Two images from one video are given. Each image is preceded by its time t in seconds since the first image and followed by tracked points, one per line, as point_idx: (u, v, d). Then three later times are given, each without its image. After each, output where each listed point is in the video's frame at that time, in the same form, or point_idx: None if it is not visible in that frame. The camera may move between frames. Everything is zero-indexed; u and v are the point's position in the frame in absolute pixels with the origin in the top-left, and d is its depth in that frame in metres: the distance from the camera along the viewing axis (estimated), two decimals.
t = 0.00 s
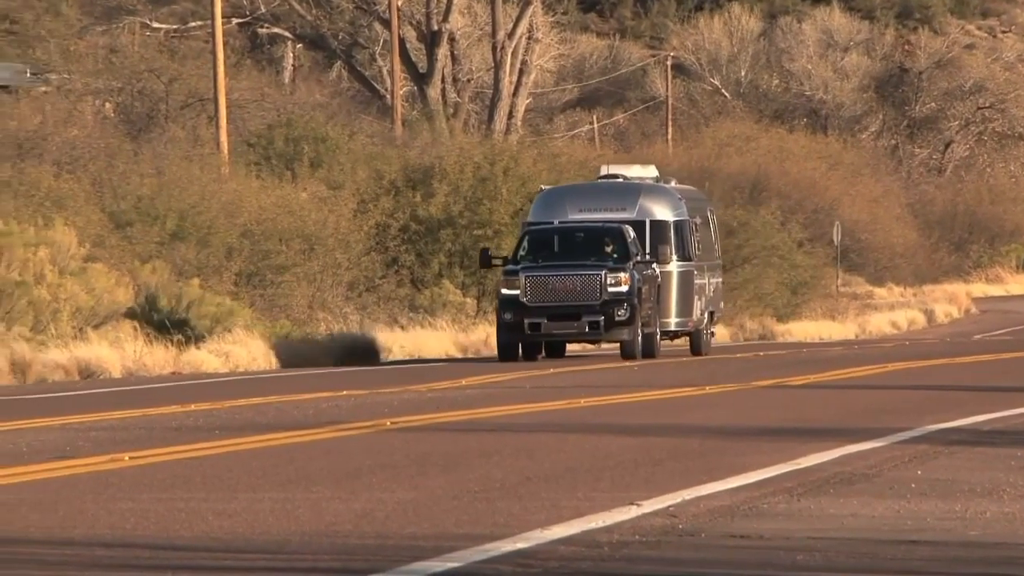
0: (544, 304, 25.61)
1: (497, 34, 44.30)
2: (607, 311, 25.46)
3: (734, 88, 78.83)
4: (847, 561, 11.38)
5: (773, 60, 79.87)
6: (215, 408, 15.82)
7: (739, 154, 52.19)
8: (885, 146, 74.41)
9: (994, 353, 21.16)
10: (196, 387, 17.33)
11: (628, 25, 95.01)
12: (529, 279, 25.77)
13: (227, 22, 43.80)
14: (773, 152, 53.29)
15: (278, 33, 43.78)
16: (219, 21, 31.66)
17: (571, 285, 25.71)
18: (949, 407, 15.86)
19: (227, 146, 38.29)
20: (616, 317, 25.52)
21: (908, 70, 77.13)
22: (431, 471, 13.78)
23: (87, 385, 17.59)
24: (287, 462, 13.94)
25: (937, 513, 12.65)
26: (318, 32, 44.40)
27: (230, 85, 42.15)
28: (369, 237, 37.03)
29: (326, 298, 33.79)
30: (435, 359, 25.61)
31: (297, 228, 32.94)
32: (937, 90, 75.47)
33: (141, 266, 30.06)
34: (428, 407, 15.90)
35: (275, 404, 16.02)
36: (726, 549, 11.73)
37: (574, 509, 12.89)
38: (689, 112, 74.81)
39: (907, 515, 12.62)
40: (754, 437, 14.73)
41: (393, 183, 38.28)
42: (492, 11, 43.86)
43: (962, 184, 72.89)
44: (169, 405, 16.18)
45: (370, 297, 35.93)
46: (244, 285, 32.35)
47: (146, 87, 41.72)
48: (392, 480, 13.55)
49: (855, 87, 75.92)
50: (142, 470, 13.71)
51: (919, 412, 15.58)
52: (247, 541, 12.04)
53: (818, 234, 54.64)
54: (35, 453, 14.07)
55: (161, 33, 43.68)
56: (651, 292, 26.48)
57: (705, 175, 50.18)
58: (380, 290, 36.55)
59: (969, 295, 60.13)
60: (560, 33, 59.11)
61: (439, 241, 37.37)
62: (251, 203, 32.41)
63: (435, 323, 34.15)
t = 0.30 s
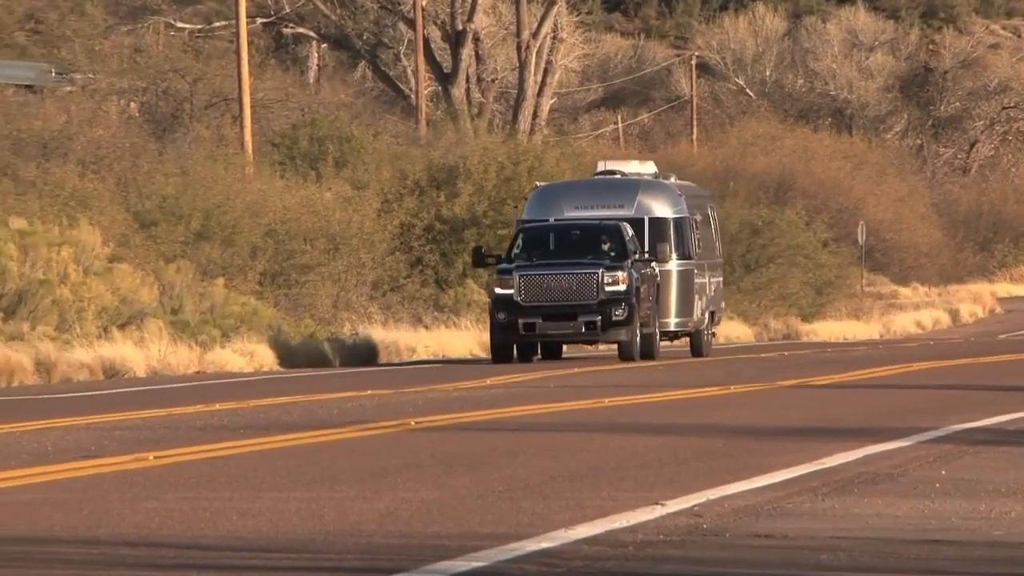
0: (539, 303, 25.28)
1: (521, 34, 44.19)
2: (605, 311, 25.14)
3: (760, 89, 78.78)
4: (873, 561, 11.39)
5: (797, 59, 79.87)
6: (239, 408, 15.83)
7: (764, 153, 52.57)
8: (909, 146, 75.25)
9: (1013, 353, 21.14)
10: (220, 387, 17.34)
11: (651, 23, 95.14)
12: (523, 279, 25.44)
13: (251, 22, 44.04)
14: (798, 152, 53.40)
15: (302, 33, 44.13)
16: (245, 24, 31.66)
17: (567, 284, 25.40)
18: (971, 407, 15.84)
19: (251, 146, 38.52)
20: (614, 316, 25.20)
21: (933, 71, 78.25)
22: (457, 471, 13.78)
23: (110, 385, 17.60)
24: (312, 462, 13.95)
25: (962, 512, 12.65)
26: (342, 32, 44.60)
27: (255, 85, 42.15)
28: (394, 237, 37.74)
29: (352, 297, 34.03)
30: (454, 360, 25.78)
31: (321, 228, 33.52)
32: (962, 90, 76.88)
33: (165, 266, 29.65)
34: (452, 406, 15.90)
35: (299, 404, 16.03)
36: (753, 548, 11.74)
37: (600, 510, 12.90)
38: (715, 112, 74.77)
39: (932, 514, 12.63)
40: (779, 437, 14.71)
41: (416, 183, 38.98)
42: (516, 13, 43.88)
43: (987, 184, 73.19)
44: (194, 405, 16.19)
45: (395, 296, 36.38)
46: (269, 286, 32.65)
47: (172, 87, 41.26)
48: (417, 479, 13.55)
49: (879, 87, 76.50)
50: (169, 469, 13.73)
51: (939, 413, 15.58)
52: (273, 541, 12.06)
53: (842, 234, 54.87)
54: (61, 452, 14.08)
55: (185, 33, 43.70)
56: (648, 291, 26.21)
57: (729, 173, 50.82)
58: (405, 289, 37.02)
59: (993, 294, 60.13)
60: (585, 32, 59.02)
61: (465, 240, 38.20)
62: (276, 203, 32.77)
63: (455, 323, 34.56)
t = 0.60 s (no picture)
0: (531, 302, 24.67)
1: (545, 33, 44.38)
2: (600, 311, 24.51)
3: (783, 88, 78.28)
4: (898, 561, 11.37)
5: (823, 59, 79.15)
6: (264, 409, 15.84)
7: (788, 153, 53.03)
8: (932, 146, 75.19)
9: None
10: (245, 388, 17.36)
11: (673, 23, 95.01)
12: (516, 277, 24.85)
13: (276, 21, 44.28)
14: (823, 152, 53.58)
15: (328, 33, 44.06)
16: (269, 21, 32.28)
17: (561, 283, 24.79)
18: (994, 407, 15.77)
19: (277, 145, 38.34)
20: (609, 317, 24.55)
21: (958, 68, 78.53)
22: (481, 471, 13.78)
23: (135, 385, 17.64)
24: (337, 462, 13.95)
25: (987, 513, 12.63)
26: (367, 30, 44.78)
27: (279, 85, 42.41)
28: (418, 236, 37.69)
29: (376, 296, 34.13)
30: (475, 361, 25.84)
31: (347, 227, 33.61)
32: (986, 89, 77.16)
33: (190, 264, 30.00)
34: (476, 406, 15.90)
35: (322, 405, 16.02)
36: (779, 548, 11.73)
37: (624, 509, 12.90)
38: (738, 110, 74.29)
39: (957, 514, 12.60)
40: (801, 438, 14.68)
41: (441, 183, 38.89)
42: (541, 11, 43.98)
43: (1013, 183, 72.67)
44: (220, 406, 16.21)
45: (420, 295, 36.54)
46: (294, 285, 32.69)
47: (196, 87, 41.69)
48: (441, 479, 13.54)
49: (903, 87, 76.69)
50: (193, 469, 13.75)
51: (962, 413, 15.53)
52: (298, 541, 12.05)
53: (868, 234, 54.64)
54: (85, 452, 14.10)
55: (209, 33, 43.74)
56: (647, 291, 25.54)
57: (753, 172, 51.86)
58: (430, 289, 37.05)
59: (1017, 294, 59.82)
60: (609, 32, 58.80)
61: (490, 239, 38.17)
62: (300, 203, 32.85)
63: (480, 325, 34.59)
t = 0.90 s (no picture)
0: (532, 302, 24.10)
1: (580, 33, 44.50)
2: (603, 311, 23.95)
3: (819, 88, 74.19)
4: (934, 560, 11.37)
5: (857, 60, 74.93)
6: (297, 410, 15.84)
7: (823, 153, 52.95)
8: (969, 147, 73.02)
9: None
10: (277, 389, 17.39)
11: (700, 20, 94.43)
12: (516, 276, 24.28)
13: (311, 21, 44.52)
14: (857, 151, 53.56)
15: (362, 33, 44.53)
16: (304, 21, 32.33)
17: (564, 282, 24.22)
18: None
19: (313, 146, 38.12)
20: (613, 317, 24.02)
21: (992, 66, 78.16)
22: (516, 470, 13.78)
23: (169, 385, 17.67)
24: (372, 462, 13.97)
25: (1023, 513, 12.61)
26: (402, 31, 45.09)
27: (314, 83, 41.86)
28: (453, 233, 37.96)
29: (410, 294, 34.33)
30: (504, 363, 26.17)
31: (382, 228, 33.84)
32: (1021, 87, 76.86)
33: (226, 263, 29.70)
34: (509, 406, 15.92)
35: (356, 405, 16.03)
36: (817, 548, 11.73)
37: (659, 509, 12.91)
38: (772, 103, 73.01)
39: (991, 515, 12.59)
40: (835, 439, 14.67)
41: (474, 183, 39.26)
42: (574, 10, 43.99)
43: None
44: (253, 407, 16.24)
45: (455, 296, 36.09)
46: (329, 284, 32.90)
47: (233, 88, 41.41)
48: (475, 479, 13.55)
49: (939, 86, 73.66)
50: (227, 468, 13.78)
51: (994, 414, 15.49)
52: (333, 541, 12.06)
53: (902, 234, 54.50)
54: (120, 451, 14.15)
55: (244, 33, 43.91)
56: (652, 291, 25.00)
57: (789, 172, 50.95)
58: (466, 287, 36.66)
59: None
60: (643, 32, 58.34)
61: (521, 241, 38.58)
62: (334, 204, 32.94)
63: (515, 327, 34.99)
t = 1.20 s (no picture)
0: (534, 302, 23.85)
1: (619, 33, 44.95)
2: (609, 312, 23.68)
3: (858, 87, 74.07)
4: (972, 560, 11.35)
5: (895, 60, 74.48)
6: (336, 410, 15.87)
7: (860, 152, 53.44)
8: (1008, 145, 72.66)
9: None
10: (316, 390, 17.45)
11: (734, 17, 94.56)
12: (516, 276, 23.99)
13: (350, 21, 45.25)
14: (895, 151, 54.00)
15: (401, 32, 45.15)
16: (342, 21, 33.36)
17: (567, 282, 23.93)
18: None
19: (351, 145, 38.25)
20: (619, 318, 23.74)
21: None
22: (555, 470, 13.79)
23: (209, 385, 17.75)
24: (410, 461, 13.99)
25: None
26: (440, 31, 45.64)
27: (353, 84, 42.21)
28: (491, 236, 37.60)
29: (450, 294, 33.79)
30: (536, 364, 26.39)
31: (420, 228, 33.62)
32: None
33: (262, 262, 29.77)
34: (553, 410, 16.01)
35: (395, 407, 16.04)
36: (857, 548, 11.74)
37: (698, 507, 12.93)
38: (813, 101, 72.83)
39: None
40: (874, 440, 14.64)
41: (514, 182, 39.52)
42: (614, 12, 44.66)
43: None
44: (292, 408, 16.28)
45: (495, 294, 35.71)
46: (367, 284, 32.92)
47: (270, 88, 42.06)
48: (514, 479, 13.57)
49: (977, 86, 73.10)
50: (266, 467, 13.82)
51: None
52: (373, 541, 12.06)
53: (941, 233, 54.23)
54: (158, 450, 14.21)
55: (283, 33, 44.50)
56: (658, 290, 24.69)
57: (827, 173, 51.72)
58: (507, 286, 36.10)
59: None
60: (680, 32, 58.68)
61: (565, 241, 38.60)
62: (372, 202, 33.07)
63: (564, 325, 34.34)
